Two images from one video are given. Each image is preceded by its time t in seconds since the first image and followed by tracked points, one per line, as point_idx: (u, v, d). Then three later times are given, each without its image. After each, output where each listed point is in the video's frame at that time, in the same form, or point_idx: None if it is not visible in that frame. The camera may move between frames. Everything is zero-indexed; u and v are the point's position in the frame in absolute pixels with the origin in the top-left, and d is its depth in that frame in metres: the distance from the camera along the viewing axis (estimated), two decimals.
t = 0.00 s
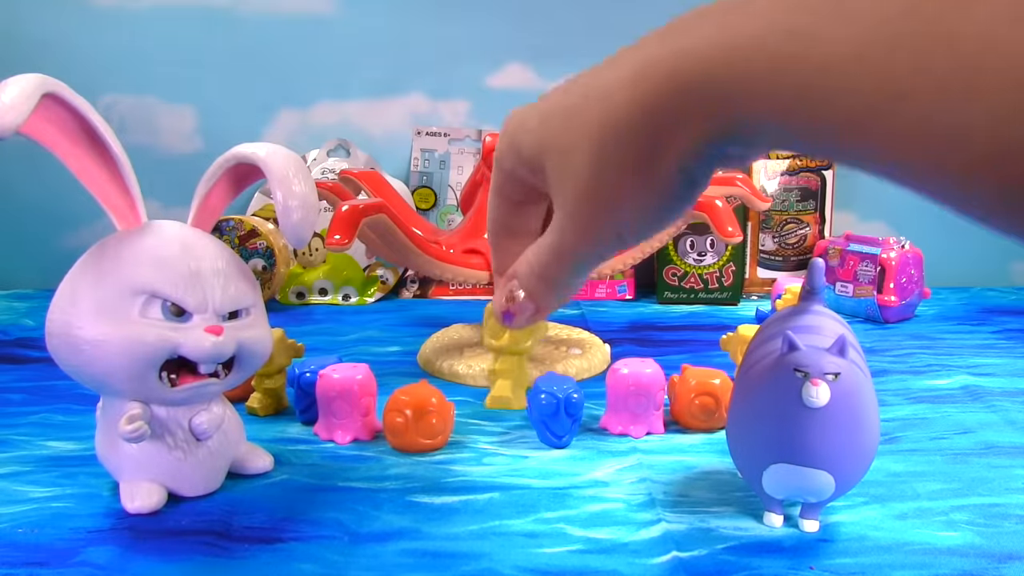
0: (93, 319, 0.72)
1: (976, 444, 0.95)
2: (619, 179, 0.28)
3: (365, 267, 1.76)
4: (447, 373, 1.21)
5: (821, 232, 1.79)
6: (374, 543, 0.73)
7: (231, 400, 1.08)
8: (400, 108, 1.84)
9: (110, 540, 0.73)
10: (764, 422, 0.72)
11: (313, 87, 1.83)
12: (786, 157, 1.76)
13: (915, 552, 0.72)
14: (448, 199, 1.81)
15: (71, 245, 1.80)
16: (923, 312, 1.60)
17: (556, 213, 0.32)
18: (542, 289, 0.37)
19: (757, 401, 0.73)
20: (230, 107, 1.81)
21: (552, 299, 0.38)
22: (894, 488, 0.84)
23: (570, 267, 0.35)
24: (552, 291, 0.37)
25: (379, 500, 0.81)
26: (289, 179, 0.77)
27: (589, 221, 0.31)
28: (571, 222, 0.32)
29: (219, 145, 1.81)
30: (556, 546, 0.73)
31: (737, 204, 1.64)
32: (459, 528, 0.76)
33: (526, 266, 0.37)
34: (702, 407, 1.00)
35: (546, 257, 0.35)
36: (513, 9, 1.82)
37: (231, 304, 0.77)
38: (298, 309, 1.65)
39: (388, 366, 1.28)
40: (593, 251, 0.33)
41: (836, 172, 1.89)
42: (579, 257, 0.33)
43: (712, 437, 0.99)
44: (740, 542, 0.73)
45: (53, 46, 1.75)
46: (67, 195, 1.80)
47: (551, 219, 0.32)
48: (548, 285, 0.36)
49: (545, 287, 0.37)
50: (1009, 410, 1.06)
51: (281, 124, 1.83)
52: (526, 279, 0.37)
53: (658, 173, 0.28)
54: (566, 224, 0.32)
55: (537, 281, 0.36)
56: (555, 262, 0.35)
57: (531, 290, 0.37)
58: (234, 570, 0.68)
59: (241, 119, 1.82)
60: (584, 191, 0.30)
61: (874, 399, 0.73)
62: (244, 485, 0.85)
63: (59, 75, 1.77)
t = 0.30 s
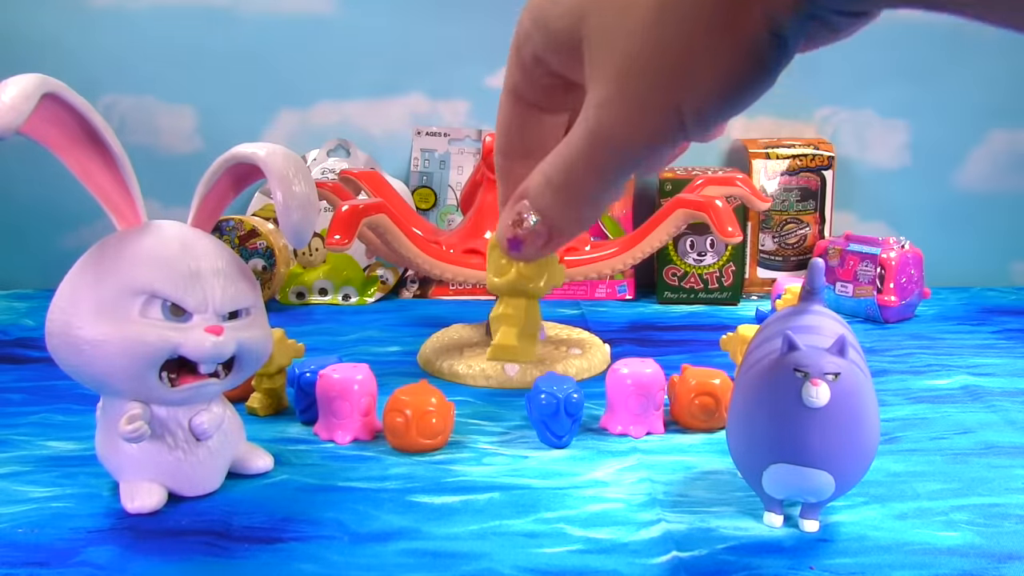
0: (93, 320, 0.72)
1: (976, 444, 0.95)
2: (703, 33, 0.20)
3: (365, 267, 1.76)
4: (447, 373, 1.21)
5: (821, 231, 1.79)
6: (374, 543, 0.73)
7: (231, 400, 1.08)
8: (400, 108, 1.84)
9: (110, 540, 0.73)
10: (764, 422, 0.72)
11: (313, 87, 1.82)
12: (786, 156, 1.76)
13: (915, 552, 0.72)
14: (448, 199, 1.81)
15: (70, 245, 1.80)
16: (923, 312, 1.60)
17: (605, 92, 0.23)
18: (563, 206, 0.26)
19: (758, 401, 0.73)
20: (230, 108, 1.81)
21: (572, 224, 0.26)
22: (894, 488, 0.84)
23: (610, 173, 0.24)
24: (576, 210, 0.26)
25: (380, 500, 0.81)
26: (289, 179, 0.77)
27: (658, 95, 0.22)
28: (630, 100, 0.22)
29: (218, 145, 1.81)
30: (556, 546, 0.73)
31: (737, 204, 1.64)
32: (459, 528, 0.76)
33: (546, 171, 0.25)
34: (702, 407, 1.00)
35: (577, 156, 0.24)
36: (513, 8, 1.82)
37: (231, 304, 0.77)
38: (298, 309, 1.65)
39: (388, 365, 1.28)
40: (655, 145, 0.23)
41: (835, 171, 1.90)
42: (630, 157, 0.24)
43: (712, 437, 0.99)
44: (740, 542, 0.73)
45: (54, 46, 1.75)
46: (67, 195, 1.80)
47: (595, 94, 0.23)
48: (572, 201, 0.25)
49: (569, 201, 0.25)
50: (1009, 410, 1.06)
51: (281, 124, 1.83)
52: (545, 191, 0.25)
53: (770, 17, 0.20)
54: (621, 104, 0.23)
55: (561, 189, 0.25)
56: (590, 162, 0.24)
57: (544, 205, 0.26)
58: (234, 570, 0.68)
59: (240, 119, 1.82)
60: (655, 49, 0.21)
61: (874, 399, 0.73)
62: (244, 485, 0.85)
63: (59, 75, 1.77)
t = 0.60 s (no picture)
0: (93, 320, 0.72)
1: (976, 444, 0.95)
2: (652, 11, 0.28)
3: (365, 267, 1.76)
4: (447, 373, 1.21)
5: (821, 231, 1.79)
6: (374, 543, 0.73)
7: (231, 400, 1.08)
8: (400, 108, 1.84)
9: (110, 540, 0.73)
10: (764, 422, 0.72)
11: (313, 87, 1.82)
12: (786, 156, 1.76)
13: (915, 552, 0.72)
14: (448, 199, 1.80)
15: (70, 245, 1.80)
16: (923, 312, 1.60)
17: (602, 33, 0.29)
18: (560, 165, 0.32)
19: (758, 401, 0.73)
20: (229, 108, 1.81)
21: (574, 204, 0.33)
22: (894, 488, 0.84)
23: (615, 117, 0.31)
24: (575, 179, 0.32)
25: (380, 500, 0.81)
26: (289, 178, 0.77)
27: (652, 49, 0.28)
28: (628, 39, 0.29)
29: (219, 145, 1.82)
30: (556, 546, 0.73)
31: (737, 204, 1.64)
32: (459, 528, 0.76)
33: (547, 115, 0.32)
34: (702, 406, 1.00)
35: (580, 103, 0.31)
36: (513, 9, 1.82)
37: (231, 304, 0.77)
38: (298, 309, 1.65)
39: (388, 365, 1.28)
40: (646, 92, 0.30)
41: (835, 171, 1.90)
42: (627, 104, 0.30)
43: (712, 437, 0.99)
44: (740, 542, 0.73)
45: (54, 46, 1.76)
46: (67, 195, 1.80)
47: (597, 29, 0.30)
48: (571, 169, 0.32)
49: (569, 162, 0.32)
50: (1009, 409, 1.06)
51: (282, 124, 1.83)
52: (548, 139, 0.32)
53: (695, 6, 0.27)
54: (618, 47, 0.29)
55: (562, 137, 0.31)
56: (595, 108, 0.31)
57: (542, 169, 0.32)
58: (235, 570, 0.68)
59: (241, 119, 1.82)
60: (642, 4, 0.28)
61: (874, 399, 0.73)
62: (244, 485, 0.85)
63: (60, 75, 1.77)
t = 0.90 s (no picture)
0: (92, 319, 0.72)
1: (976, 444, 0.95)
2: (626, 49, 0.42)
3: (365, 267, 1.76)
4: (447, 373, 1.21)
5: (821, 231, 1.79)
6: (374, 543, 0.73)
7: (231, 400, 1.08)
8: (400, 108, 1.84)
9: (111, 540, 0.73)
10: (764, 422, 0.72)
11: (313, 87, 1.82)
12: (786, 156, 1.76)
13: (915, 552, 0.72)
14: (448, 199, 1.80)
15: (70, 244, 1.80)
16: (923, 312, 1.60)
17: (595, 46, 0.43)
18: (578, 118, 0.44)
19: (758, 401, 0.73)
20: (230, 108, 1.81)
21: (587, 164, 0.46)
22: (894, 488, 0.84)
23: (616, 108, 0.44)
24: (587, 144, 0.45)
25: (379, 500, 0.81)
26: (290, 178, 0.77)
27: (668, 6, 0.40)
28: (612, 55, 0.42)
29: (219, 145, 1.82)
30: (556, 546, 0.73)
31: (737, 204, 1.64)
32: (459, 528, 0.76)
33: (563, 76, 0.44)
34: (702, 406, 1.00)
35: (592, 75, 0.43)
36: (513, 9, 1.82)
37: (231, 304, 0.77)
38: (298, 309, 1.65)
39: (388, 365, 1.28)
40: (648, 66, 0.42)
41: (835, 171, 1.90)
42: (616, 103, 0.44)
43: (712, 437, 0.99)
44: (740, 543, 0.73)
45: (54, 46, 1.76)
46: (67, 195, 1.80)
47: (589, 40, 0.43)
48: (586, 117, 0.44)
49: (586, 114, 0.44)
50: (1009, 409, 1.06)
51: (282, 124, 1.83)
52: (565, 95, 0.44)
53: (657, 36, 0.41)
54: (620, 23, 0.41)
55: (571, 116, 0.45)
56: (601, 95, 0.44)
57: (557, 131, 0.45)
58: (235, 570, 0.68)
59: (241, 119, 1.82)
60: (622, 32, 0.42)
61: (874, 400, 0.73)
62: (244, 486, 0.85)
63: (59, 75, 1.77)
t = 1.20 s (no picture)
0: (93, 319, 0.72)
1: (976, 444, 0.95)
2: None
3: (365, 267, 1.76)
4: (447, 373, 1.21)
5: (821, 231, 1.79)
6: (374, 543, 0.73)
7: (231, 400, 1.08)
8: (400, 108, 1.84)
9: (110, 540, 0.73)
10: (765, 422, 0.72)
11: (313, 86, 1.83)
12: (787, 156, 1.76)
13: (915, 552, 0.72)
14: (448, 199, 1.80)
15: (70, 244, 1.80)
16: (923, 312, 1.60)
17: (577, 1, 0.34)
18: (532, 100, 0.35)
19: (758, 400, 0.73)
20: (230, 108, 1.81)
21: (541, 163, 0.37)
22: (894, 488, 0.84)
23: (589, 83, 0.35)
24: (547, 133, 0.36)
25: (379, 500, 0.81)
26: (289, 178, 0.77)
27: None
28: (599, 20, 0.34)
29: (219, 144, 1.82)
30: (556, 546, 0.73)
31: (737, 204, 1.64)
32: (459, 528, 0.76)
33: (519, 52, 0.35)
34: (702, 406, 1.00)
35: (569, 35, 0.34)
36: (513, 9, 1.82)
37: (231, 304, 0.77)
38: (298, 309, 1.65)
39: (388, 365, 1.28)
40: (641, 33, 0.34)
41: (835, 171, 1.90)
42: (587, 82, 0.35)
43: (712, 437, 0.99)
44: (740, 542, 0.73)
45: (55, 46, 1.76)
46: (67, 195, 1.80)
47: None
48: (544, 101, 0.35)
49: (546, 97, 0.35)
50: (1009, 409, 1.06)
51: (282, 124, 1.83)
52: (519, 73, 0.35)
53: None
54: None
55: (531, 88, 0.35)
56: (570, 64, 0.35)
57: (510, 118, 0.36)
58: (235, 570, 0.68)
59: (241, 119, 1.82)
60: None
61: (874, 400, 0.73)
62: (244, 485, 0.85)
63: (59, 74, 1.77)
